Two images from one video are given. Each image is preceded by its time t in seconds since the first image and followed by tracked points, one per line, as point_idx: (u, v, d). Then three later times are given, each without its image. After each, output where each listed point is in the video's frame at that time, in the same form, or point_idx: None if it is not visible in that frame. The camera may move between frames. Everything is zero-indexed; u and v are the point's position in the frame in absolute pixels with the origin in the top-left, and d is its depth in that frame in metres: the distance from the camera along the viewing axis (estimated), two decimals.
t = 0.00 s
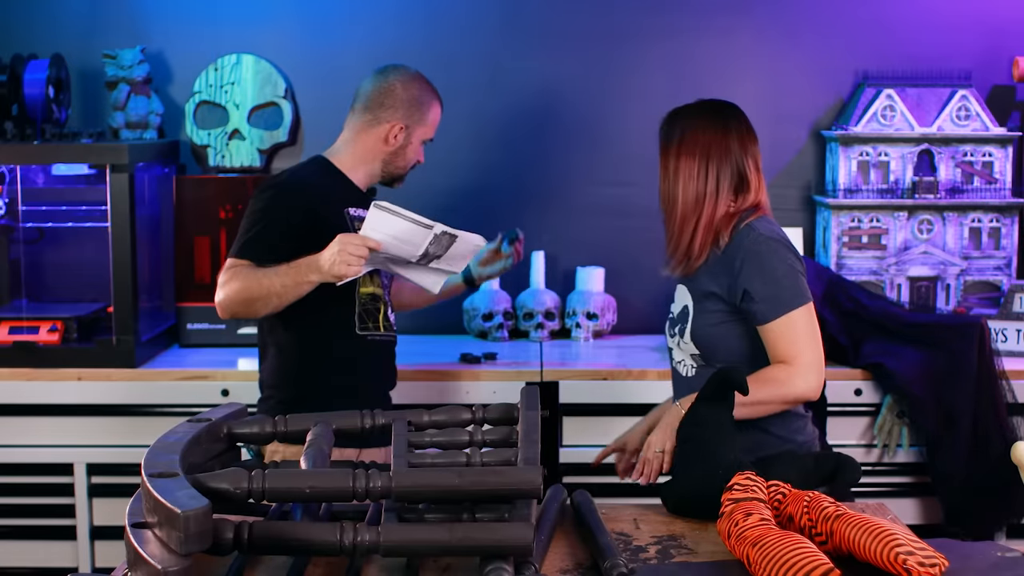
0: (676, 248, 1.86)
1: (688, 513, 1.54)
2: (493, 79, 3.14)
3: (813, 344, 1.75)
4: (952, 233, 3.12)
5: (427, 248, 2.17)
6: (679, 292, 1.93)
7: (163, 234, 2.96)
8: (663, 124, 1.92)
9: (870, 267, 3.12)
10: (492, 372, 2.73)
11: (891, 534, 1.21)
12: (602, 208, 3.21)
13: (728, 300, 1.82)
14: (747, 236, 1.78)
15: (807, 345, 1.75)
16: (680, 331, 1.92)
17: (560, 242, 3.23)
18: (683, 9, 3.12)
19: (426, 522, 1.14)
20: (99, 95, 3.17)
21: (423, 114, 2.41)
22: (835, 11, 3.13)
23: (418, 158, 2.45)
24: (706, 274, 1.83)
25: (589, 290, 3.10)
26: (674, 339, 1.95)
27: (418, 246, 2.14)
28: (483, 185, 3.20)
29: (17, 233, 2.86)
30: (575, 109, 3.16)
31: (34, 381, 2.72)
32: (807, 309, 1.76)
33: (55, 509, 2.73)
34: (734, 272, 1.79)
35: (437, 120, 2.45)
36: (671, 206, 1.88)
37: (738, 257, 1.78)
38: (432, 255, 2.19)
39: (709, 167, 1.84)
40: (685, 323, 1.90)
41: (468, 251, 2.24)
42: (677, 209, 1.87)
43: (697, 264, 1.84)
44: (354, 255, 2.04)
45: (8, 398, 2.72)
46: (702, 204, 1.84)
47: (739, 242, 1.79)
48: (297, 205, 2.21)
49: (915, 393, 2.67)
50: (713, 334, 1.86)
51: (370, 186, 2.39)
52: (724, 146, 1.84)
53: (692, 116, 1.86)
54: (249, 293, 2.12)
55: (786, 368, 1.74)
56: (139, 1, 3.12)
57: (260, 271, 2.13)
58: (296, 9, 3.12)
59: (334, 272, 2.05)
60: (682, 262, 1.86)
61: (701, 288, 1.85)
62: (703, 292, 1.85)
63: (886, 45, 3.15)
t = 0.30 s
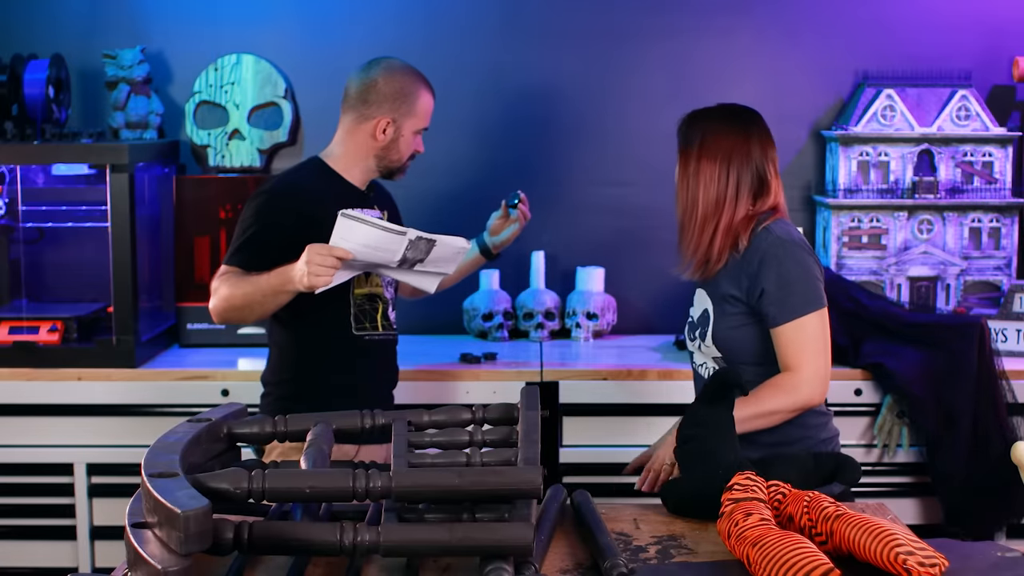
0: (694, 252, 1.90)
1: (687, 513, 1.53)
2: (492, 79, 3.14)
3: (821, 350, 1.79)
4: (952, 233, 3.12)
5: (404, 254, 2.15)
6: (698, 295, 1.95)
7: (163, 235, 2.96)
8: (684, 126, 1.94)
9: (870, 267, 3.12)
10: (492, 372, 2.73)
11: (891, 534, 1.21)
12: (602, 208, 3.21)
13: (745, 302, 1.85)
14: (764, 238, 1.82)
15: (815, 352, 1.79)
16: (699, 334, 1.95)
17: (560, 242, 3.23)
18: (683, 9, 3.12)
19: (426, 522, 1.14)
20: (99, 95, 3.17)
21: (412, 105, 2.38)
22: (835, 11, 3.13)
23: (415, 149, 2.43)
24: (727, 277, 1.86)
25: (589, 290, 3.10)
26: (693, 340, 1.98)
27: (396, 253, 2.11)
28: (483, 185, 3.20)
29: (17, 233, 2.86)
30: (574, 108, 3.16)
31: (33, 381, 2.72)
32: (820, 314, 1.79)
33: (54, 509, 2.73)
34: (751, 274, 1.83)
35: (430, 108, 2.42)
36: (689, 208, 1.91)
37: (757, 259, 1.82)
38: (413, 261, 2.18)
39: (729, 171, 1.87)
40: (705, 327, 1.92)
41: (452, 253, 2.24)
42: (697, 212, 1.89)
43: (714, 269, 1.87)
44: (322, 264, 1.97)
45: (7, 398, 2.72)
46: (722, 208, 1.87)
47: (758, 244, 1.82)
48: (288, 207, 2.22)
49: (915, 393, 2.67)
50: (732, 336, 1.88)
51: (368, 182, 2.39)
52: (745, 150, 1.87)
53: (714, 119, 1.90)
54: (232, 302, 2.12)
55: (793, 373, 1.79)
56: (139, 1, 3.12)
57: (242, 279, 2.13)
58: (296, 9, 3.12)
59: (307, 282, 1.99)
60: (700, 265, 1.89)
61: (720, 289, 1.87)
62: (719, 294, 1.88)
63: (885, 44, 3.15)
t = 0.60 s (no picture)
0: (713, 246, 1.90)
1: (688, 514, 1.54)
2: (493, 79, 3.15)
3: (830, 348, 1.81)
4: (952, 233, 3.12)
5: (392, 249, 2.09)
6: (702, 292, 1.95)
7: (163, 235, 2.96)
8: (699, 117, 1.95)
9: (870, 267, 3.12)
10: (491, 372, 2.73)
11: (891, 534, 1.21)
12: (602, 208, 3.21)
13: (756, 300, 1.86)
14: (775, 236, 1.84)
15: (823, 351, 1.80)
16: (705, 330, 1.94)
17: (559, 242, 3.23)
18: (683, 9, 3.12)
19: (426, 522, 1.14)
20: (99, 95, 3.17)
21: (393, 95, 2.37)
22: (835, 10, 3.13)
23: (401, 143, 2.39)
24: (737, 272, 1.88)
25: (589, 290, 3.10)
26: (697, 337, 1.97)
27: (377, 246, 2.05)
28: (482, 185, 3.20)
29: (17, 233, 2.86)
30: (574, 108, 3.16)
31: (33, 381, 2.72)
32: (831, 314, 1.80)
33: (55, 508, 2.73)
34: (762, 271, 1.85)
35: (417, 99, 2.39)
36: (711, 204, 1.91)
37: (769, 256, 1.84)
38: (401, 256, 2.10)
39: (757, 170, 1.89)
40: (713, 323, 1.91)
41: (440, 247, 2.13)
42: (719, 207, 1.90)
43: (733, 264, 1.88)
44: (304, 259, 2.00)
45: (7, 398, 2.72)
46: (748, 204, 1.88)
47: (770, 242, 1.84)
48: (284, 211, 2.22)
49: (915, 393, 2.67)
50: (740, 333, 1.88)
51: (360, 178, 2.37)
52: (768, 150, 1.90)
53: (735, 116, 1.92)
54: (229, 303, 2.13)
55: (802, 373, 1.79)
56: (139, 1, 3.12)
57: (240, 281, 2.14)
58: (296, 9, 3.12)
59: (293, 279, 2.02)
60: (721, 260, 1.89)
61: (729, 285, 1.89)
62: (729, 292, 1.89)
63: (886, 44, 3.15)
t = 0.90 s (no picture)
0: (729, 246, 1.94)
1: (684, 512, 1.53)
2: (493, 79, 3.14)
3: (840, 345, 1.89)
4: (952, 233, 3.12)
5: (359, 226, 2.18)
6: (699, 290, 1.96)
7: (163, 236, 2.96)
8: (703, 115, 2.00)
9: (870, 267, 3.12)
10: (490, 372, 2.73)
11: (891, 534, 1.21)
12: (601, 208, 3.21)
13: (768, 297, 1.92)
14: (787, 235, 1.91)
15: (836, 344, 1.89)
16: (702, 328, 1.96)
17: (560, 241, 3.22)
18: (683, 9, 3.12)
19: (426, 522, 1.15)
20: (99, 95, 3.17)
21: (355, 89, 2.30)
22: (835, 11, 3.13)
23: (358, 138, 2.29)
24: (745, 271, 1.92)
25: (589, 290, 3.10)
26: (691, 336, 1.98)
27: (345, 224, 2.15)
28: (481, 186, 3.20)
29: (17, 233, 2.86)
30: (574, 108, 3.16)
31: (33, 381, 2.72)
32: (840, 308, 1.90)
33: (54, 508, 2.73)
34: (774, 269, 1.91)
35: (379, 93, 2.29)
36: (727, 204, 1.96)
37: (782, 254, 1.90)
38: (371, 230, 2.20)
39: (769, 176, 1.98)
40: (716, 320, 1.94)
41: (408, 214, 2.24)
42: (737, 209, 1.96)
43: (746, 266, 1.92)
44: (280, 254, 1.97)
45: (7, 398, 2.72)
46: (761, 208, 1.96)
47: (783, 240, 1.91)
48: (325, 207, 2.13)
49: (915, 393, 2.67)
50: (750, 329, 1.93)
51: (329, 175, 2.30)
52: (770, 146, 1.99)
53: (739, 112, 2.00)
54: (218, 301, 2.13)
55: (822, 366, 1.87)
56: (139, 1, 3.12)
57: (227, 279, 2.14)
58: (296, 9, 3.12)
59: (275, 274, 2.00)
60: (736, 259, 1.93)
61: (739, 283, 1.93)
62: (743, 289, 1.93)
63: (886, 44, 3.15)
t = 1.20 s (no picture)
0: (722, 247, 1.96)
1: (685, 513, 1.52)
2: (494, 79, 3.14)
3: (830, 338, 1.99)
4: (952, 233, 3.12)
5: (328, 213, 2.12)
6: (690, 290, 1.97)
7: (163, 236, 2.96)
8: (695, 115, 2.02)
9: (870, 267, 3.12)
10: (492, 372, 2.73)
11: (891, 534, 1.21)
12: (601, 208, 3.21)
13: (764, 297, 1.97)
14: (778, 235, 1.98)
15: (826, 337, 1.98)
16: (694, 327, 1.96)
17: (559, 241, 3.22)
18: (683, 9, 3.12)
19: (426, 522, 1.15)
20: (99, 95, 3.17)
21: (333, 86, 2.16)
22: (835, 11, 3.13)
23: (332, 139, 2.16)
24: (739, 271, 1.96)
25: (588, 290, 3.10)
26: (679, 337, 1.97)
27: (313, 212, 2.09)
28: (481, 186, 3.20)
29: (17, 233, 2.86)
30: (574, 107, 3.16)
31: (33, 381, 2.72)
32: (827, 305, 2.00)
33: (54, 508, 2.73)
34: (770, 268, 1.96)
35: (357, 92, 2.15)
36: (717, 204, 1.99)
37: (776, 254, 1.96)
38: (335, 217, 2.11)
39: (751, 179, 2.03)
40: (712, 318, 1.95)
41: (377, 197, 2.19)
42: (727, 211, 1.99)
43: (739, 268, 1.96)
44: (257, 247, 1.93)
45: (7, 398, 2.73)
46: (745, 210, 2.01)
47: (775, 240, 1.98)
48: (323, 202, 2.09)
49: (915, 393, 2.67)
50: (748, 327, 1.96)
51: (309, 177, 2.20)
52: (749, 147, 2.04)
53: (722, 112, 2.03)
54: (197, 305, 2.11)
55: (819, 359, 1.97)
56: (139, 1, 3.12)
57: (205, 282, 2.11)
58: (296, 9, 3.12)
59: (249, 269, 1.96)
60: (729, 262, 1.95)
61: (737, 282, 1.95)
62: (742, 286, 1.96)
63: (886, 44, 3.15)
